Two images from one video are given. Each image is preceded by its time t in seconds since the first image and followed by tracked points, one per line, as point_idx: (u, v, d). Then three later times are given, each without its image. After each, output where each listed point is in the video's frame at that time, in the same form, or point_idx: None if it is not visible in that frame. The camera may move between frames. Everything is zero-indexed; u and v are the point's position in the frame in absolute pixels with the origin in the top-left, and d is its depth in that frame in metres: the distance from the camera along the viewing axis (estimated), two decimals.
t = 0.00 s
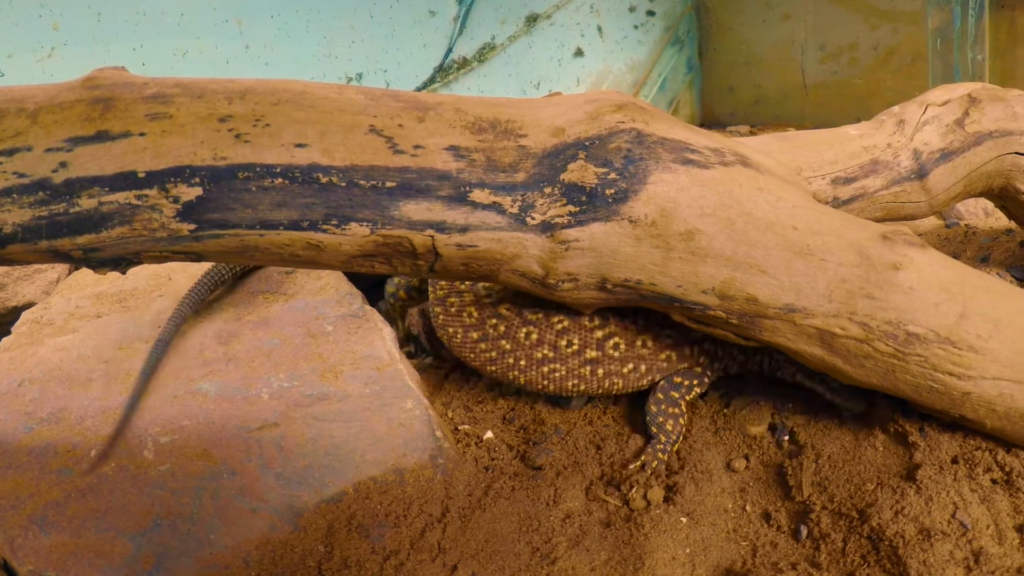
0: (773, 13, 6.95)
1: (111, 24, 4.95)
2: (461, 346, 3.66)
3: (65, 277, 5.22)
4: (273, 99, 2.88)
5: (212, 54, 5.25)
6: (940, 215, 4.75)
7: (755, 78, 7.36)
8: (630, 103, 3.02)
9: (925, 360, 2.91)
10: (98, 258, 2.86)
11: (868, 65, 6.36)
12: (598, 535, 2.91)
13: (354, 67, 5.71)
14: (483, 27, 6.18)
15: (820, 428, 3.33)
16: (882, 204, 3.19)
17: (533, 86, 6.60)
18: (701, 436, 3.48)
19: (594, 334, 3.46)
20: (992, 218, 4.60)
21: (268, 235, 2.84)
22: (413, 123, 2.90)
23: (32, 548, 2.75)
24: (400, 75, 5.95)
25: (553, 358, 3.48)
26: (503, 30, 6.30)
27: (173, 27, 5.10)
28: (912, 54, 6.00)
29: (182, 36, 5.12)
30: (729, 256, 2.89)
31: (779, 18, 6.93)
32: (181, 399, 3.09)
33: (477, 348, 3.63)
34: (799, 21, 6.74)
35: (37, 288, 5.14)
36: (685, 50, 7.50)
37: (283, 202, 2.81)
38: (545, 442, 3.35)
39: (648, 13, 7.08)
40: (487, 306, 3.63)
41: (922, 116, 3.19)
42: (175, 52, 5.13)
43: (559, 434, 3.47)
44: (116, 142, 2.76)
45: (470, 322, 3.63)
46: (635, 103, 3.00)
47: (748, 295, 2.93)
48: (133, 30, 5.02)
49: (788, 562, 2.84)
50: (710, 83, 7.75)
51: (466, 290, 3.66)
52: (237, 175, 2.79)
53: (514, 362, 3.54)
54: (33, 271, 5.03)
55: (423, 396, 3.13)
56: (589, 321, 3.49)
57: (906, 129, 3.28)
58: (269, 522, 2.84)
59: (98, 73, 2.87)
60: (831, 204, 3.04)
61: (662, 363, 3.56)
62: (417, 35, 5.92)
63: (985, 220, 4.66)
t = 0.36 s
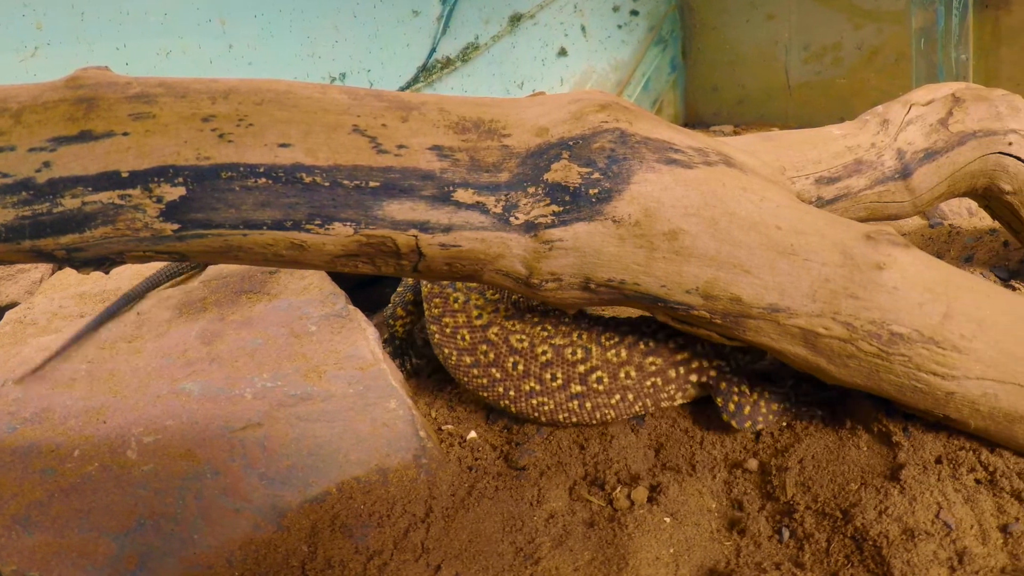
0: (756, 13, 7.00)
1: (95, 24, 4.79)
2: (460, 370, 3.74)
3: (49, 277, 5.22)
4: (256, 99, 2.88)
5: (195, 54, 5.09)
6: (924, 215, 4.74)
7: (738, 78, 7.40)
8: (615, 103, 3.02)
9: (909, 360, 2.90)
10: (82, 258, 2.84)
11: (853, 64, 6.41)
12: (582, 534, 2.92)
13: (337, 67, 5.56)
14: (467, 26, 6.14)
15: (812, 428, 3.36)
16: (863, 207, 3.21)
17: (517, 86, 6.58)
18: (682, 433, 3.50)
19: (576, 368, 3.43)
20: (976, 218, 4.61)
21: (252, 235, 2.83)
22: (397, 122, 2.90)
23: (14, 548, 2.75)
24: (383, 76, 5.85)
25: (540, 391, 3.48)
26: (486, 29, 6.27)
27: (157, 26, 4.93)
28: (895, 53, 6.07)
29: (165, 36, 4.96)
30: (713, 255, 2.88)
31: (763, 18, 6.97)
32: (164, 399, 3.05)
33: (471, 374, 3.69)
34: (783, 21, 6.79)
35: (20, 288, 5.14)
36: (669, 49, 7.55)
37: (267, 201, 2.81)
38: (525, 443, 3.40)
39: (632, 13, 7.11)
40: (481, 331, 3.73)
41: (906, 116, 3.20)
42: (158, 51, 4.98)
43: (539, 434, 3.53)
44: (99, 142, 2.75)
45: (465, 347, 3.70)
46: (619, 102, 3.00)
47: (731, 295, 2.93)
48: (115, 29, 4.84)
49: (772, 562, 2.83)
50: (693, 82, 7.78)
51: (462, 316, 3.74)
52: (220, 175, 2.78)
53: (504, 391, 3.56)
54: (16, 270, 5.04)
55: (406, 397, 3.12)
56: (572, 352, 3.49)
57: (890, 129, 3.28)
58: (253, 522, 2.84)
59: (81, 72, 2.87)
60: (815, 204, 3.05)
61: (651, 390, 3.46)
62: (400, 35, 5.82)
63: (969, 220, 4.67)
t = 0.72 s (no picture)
0: (739, 13, 7.03)
1: (77, 23, 4.64)
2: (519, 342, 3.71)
3: (32, 277, 5.21)
4: (240, 99, 2.87)
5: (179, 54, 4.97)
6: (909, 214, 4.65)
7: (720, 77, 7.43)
8: (598, 103, 3.02)
9: (893, 360, 2.90)
10: (66, 258, 2.81)
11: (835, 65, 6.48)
12: (565, 535, 2.92)
13: (321, 67, 5.49)
14: (451, 26, 6.10)
15: (796, 428, 3.38)
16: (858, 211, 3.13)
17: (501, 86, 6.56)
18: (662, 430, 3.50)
19: (614, 361, 3.38)
20: (960, 217, 4.61)
21: (235, 234, 2.82)
22: (380, 122, 2.90)
23: None
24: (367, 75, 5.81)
25: (578, 374, 3.46)
26: (470, 29, 6.24)
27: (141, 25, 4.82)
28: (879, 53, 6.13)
29: (150, 36, 4.84)
30: (696, 255, 2.88)
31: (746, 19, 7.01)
32: (148, 399, 3.08)
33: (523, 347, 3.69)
34: (767, 22, 6.85)
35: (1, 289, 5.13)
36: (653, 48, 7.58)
37: (250, 201, 2.80)
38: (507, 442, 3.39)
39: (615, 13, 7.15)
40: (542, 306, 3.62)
41: (889, 116, 3.21)
42: (141, 52, 4.85)
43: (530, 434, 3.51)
44: (83, 142, 2.74)
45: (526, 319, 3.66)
46: (603, 102, 3.00)
47: (715, 295, 2.92)
48: (98, 29, 4.71)
49: (756, 562, 2.83)
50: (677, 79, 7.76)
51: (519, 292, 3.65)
52: (203, 174, 2.77)
53: (550, 365, 3.57)
54: None
55: (390, 396, 3.13)
56: (613, 342, 3.40)
57: (874, 129, 3.29)
58: (237, 521, 2.83)
59: (64, 72, 2.87)
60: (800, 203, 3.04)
61: (685, 394, 3.39)
62: (384, 35, 5.77)
63: (953, 220, 4.68)
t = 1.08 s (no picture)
0: (723, 13, 7.01)
1: (61, 23, 4.66)
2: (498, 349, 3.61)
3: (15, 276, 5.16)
4: (223, 98, 2.85)
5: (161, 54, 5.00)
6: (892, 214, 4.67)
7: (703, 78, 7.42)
8: (582, 102, 3.01)
9: (877, 360, 2.90)
10: (50, 258, 2.79)
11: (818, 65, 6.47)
12: (549, 534, 2.92)
13: (305, 66, 5.51)
14: (433, 25, 6.07)
15: (780, 427, 3.40)
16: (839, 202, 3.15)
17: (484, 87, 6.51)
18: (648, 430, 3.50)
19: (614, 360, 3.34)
20: (943, 217, 4.58)
21: (218, 234, 2.81)
22: (363, 122, 2.89)
23: None
24: (350, 75, 5.78)
25: (576, 377, 3.41)
26: (454, 28, 6.22)
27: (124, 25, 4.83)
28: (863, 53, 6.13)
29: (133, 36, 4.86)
30: (680, 255, 2.88)
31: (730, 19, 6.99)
32: (131, 399, 3.03)
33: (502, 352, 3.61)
34: (750, 21, 6.83)
35: None
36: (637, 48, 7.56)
37: (233, 201, 2.79)
38: (491, 441, 3.40)
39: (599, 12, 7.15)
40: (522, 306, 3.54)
41: (873, 115, 3.22)
42: (125, 51, 4.87)
43: (515, 433, 3.51)
44: (66, 141, 2.71)
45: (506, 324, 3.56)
46: (587, 102, 3.00)
47: (698, 294, 2.92)
48: (81, 28, 4.71)
49: (739, 562, 2.83)
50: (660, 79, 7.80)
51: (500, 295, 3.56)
52: (187, 174, 2.77)
53: (541, 372, 3.49)
54: None
55: (374, 396, 3.13)
56: (613, 341, 3.35)
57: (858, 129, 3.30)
58: (220, 521, 2.84)
59: (47, 71, 2.82)
60: (784, 203, 3.05)
61: (687, 389, 3.39)
62: (368, 35, 5.75)
63: (936, 220, 4.64)
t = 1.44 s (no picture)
0: (706, 12, 7.02)
1: (44, 22, 4.48)
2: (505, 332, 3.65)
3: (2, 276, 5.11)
4: (207, 98, 2.84)
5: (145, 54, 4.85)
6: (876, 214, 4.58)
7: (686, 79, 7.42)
8: (565, 102, 3.01)
9: (861, 360, 2.90)
10: (33, 258, 2.76)
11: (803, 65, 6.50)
12: (532, 535, 2.92)
13: (289, 67, 5.37)
14: (417, 25, 5.99)
15: (763, 427, 3.40)
16: (821, 203, 3.15)
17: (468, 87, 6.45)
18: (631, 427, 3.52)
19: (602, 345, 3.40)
20: (928, 217, 4.49)
21: (201, 234, 2.81)
22: (347, 121, 2.88)
23: None
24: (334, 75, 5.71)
25: (566, 360, 3.47)
26: (437, 29, 6.14)
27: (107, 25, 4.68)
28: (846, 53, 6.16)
29: (117, 36, 4.70)
30: (664, 255, 2.88)
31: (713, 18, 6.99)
32: (114, 399, 3.02)
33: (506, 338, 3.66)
34: (733, 21, 6.83)
35: None
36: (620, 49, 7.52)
37: (217, 201, 2.78)
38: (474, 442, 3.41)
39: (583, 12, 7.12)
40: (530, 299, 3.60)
41: (857, 115, 3.22)
42: (108, 51, 4.72)
43: (500, 432, 3.54)
44: (50, 141, 2.69)
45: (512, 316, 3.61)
46: (571, 101, 2.99)
47: (682, 294, 2.92)
48: (63, 28, 4.55)
49: (723, 561, 2.82)
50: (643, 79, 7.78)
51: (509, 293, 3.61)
52: (170, 174, 2.75)
53: (537, 356, 3.54)
54: None
55: (358, 396, 3.13)
56: (603, 329, 3.42)
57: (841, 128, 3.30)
58: (204, 521, 2.84)
59: (31, 72, 2.80)
60: (766, 203, 3.05)
61: (667, 385, 3.43)
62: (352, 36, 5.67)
63: (920, 220, 4.55)
